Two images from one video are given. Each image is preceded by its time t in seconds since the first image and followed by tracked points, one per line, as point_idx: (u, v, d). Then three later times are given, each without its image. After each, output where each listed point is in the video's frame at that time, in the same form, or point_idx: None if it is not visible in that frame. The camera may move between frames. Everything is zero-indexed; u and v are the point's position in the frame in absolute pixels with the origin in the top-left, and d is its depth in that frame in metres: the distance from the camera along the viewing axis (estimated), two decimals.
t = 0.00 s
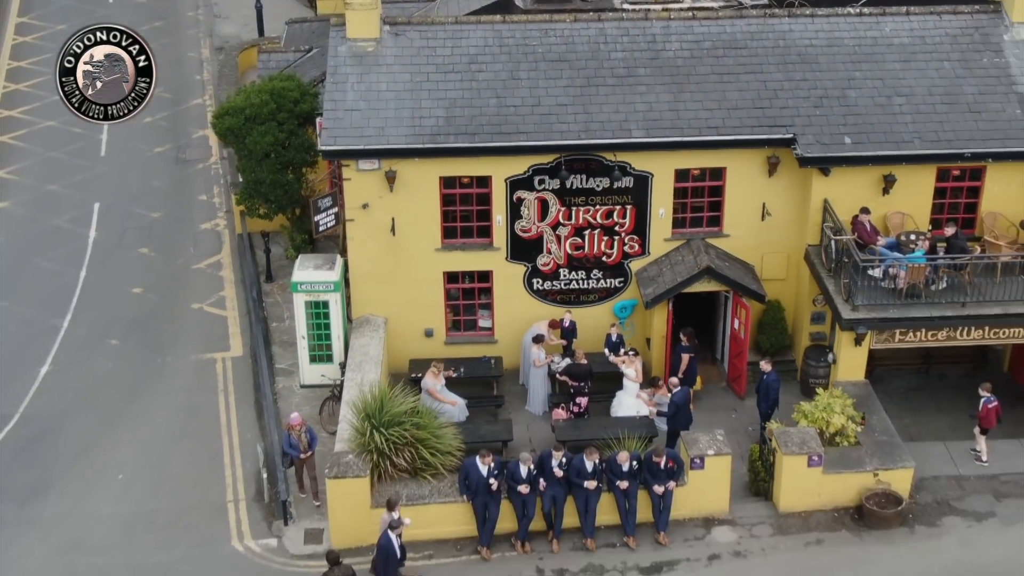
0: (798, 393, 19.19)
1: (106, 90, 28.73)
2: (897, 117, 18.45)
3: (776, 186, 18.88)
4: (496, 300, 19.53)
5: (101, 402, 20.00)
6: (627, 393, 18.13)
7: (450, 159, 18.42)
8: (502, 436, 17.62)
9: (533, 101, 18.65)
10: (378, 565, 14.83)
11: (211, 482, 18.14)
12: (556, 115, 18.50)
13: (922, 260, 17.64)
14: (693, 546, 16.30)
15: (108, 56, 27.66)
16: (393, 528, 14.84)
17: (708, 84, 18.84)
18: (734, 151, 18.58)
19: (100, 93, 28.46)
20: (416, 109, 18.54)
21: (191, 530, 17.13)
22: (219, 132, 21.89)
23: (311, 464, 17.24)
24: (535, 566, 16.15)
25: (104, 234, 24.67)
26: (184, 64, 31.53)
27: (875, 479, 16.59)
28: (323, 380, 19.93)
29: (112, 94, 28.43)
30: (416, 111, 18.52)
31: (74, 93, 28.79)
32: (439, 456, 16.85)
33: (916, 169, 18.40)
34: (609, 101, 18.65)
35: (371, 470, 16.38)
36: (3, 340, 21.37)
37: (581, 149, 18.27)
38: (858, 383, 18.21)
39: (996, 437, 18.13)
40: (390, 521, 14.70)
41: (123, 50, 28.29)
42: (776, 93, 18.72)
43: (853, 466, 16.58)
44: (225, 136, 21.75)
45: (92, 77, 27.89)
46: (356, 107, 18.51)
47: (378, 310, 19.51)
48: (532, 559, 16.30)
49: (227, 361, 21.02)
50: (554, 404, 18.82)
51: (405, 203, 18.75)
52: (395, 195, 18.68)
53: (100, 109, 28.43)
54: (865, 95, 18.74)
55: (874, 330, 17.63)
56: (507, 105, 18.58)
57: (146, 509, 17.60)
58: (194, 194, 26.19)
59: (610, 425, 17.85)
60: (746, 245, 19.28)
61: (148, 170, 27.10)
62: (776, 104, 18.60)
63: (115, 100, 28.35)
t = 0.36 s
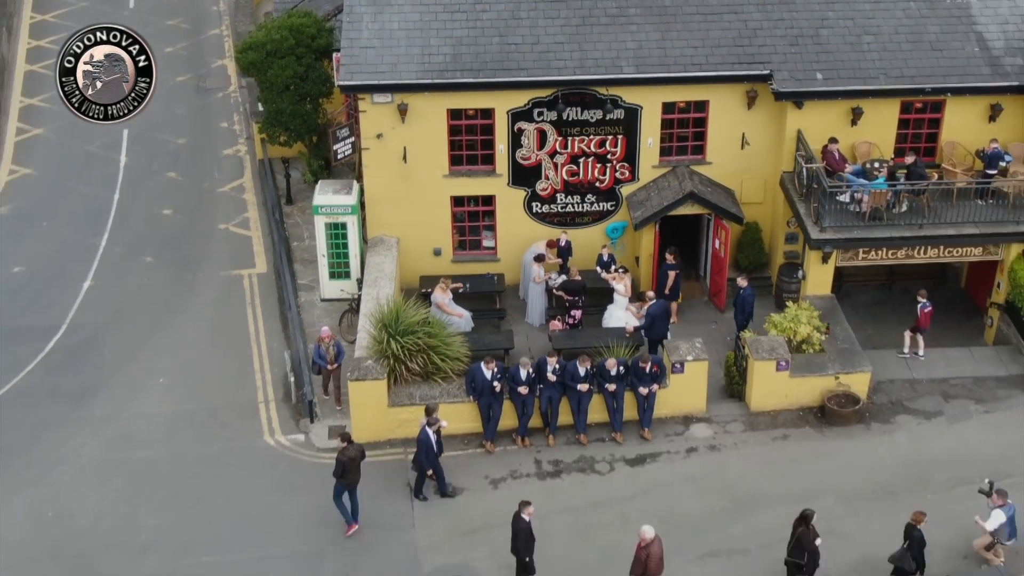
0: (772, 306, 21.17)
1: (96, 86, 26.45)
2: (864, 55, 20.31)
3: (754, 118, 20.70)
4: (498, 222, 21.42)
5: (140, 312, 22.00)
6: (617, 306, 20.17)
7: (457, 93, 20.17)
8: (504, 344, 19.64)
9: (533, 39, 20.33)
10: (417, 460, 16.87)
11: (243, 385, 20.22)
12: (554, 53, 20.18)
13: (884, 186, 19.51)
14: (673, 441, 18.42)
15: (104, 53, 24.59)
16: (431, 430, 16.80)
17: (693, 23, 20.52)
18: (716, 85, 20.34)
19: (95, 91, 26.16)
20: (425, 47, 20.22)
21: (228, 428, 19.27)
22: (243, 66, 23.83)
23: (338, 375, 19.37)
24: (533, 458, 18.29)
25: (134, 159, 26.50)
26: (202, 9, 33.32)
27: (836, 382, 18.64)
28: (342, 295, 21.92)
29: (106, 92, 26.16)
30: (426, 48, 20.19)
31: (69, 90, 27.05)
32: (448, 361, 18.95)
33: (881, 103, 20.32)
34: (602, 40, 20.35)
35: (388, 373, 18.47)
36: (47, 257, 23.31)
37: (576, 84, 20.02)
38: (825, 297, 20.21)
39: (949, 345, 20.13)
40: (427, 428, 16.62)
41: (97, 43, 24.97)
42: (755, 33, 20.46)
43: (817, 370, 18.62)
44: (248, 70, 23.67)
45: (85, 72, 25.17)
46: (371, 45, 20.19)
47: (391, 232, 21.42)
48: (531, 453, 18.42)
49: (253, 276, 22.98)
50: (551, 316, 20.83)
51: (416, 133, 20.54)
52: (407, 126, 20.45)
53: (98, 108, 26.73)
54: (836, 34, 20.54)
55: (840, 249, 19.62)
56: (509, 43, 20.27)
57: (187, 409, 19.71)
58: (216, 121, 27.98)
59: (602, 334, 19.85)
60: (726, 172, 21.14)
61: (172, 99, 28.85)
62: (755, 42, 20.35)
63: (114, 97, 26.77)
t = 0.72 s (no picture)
0: (748, 265, 23.28)
1: (106, 91, 29.08)
2: (833, 36, 22.33)
3: (733, 94, 22.74)
4: (500, 189, 23.49)
5: (173, 271, 24.12)
6: (608, 266, 22.29)
7: (462, 70, 22.16)
8: (504, 299, 21.76)
9: (531, 21, 22.26)
10: (451, 401, 19.10)
11: (269, 336, 22.37)
12: (551, 34, 22.17)
13: (848, 156, 21.64)
14: (655, 386, 20.57)
15: (108, 56, 28.70)
16: (463, 374, 18.97)
17: (678, 6, 22.45)
18: (698, 64, 22.37)
19: (100, 92, 29.07)
20: (433, 28, 22.15)
21: (256, 374, 21.44)
22: (265, 44, 25.83)
23: (356, 332, 21.46)
24: (530, 401, 20.46)
25: (161, 131, 28.56)
26: None
27: (802, 333, 20.78)
28: (358, 256, 24.06)
29: (111, 94, 29.06)
30: (433, 30, 22.13)
31: (75, 92, 29.33)
32: (455, 314, 21.08)
33: (847, 80, 22.43)
34: (595, 21, 22.30)
35: (401, 325, 20.63)
36: (85, 221, 25.41)
37: (570, 62, 22.01)
38: (794, 257, 22.34)
39: (908, 301, 22.22)
40: (459, 372, 18.78)
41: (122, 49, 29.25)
42: (734, 15, 22.41)
43: (785, 322, 20.74)
44: (270, 48, 25.71)
45: (92, 75, 28.87)
46: (383, 26, 22.13)
47: (402, 197, 23.49)
48: (528, 396, 20.59)
49: (275, 239, 25.06)
50: (547, 275, 22.96)
51: (424, 108, 22.57)
52: (416, 101, 22.47)
53: (99, 108, 28.77)
54: (808, 17, 22.50)
55: (806, 213, 21.83)
56: (509, 24, 22.20)
57: (218, 357, 21.87)
58: (236, 95, 30.02)
59: (593, 290, 21.95)
60: (707, 142, 23.22)
61: (194, 75, 30.88)
62: (733, 24, 22.32)
63: (115, 100, 28.87)
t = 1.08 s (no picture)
0: (727, 253, 25.47)
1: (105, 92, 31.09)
2: (805, 43, 24.50)
3: (713, 96, 24.93)
4: (501, 183, 25.69)
5: (200, 258, 26.30)
6: (599, 253, 24.47)
7: (466, 75, 24.33)
8: (505, 283, 23.93)
9: (529, 30, 24.42)
10: (473, 373, 21.17)
11: (290, 317, 24.55)
12: (548, 41, 24.34)
13: (817, 154, 23.78)
14: (641, 360, 22.77)
15: (108, 56, 31.19)
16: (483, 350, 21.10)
17: (663, 16, 24.61)
18: (681, 69, 24.54)
19: (100, 92, 31.15)
20: (440, 36, 24.30)
21: (279, 350, 23.63)
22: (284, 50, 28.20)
23: (364, 318, 23.63)
24: (528, 374, 22.64)
25: (186, 130, 30.77)
26: None
27: (774, 312, 22.98)
28: (370, 244, 26.23)
29: (111, 94, 31.21)
30: (440, 38, 24.28)
31: (74, 92, 31.16)
32: (460, 295, 23.28)
33: (818, 84, 24.62)
34: (587, 30, 24.47)
35: (411, 305, 22.81)
36: (118, 212, 27.62)
37: (565, 67, 24.20)
38: (769, 245, 24.53)
39: (872, 284, 24.41)
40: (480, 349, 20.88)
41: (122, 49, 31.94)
42: (714, 25, 24.56)
43: (758, 302, 22.93)
44: (288, 53, 28.06)
45: (92, 76, 31.06)
46: (394, 35, 24.29)
47: (411, 190, 25.67)
48: (526, 369, 22.77)
49: (294, 229, 27.22)
50: (543, 262, 25.12)
51: (432, 108, 24.73)
52: (424, 102, 24.63)
53: (100, 108, 31.00)
54: (782, 26, 24.65)
55: (779, 205, 23.98)
56: (510, 33, 24.37)
57: (244, 335, 24.05)
58: (255, 96, 32.20)
59: (585, 275, 24.13)
60: (690, 140, 25.39)
61: (215, 77, 33.09)
62: (714, 33, 24.48)
63: (115, 100, 31.13)
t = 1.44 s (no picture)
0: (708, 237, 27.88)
1: (105, 92, 33.26)
2: (778, 45, 26.89)
3: (695, 94, 27.32)
4: (501, 174, 28.08)
5: (226, 241, 28.70)
6: (591, 237, 26.84)
7: (470, 74, 26.71)
8: (505, 263, 26.34)
9: (527, 33, 26.82)
10: (492, 346, 23.64)
11: (310, 295, 26.96)
12: (545, 43, 26.75)
13: (789, 146, 26.10)
14: (628, 333, 25.17)
15: (108, 57, 33.30)
16: (501, 325, 23.53)
17: (649, 21, 27.01)
18: (666, 69, 26.90)
19: (99, 93, 33.22)
20: (446, 39, 26.67)
21: (300, 323, 26.04)
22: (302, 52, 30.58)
23: (376, 296, 25.91)
24: (525, 345, 25.04)
25: (209, 125, 33.19)
26: (255, 2, 39.95)
27: (748, 289, 25.39)
28: (382, 230, 28.65)
29: (110, 94, 33.33)
30: (446, 40, 26.65)
31: (74, 92, 33.05)
32: (464, 274, 25.67)
33: (790, 83, 27.01)
34: (580, 34, 26.87)
35: (420, 282, 25.22)
36: (149, 200, 30.04)
37: (560, 68, 26.60)
38: (745, 230, 26.94)
39: (839, 265, 26.81)
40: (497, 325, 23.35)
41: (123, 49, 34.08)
42: (696, 29, 26.95)
43: (734, 281, 25.35)
44: (305, 55, 30.46)
45: (92, 75, 33.33)
46: (404, 38, 26.66)
47: (420, 180, 28.07)
48: (524, 341, 25.17)
49: (311, 216, 29.61)
50: (540, 245, 27.49)
51: (439, 105, 27.13)
52: (432, 100, 27.02)
53: (100, 108, 33.06)
54: (758, 30, 27.03)
55: (753, 192, 26.38)
56: (509, 36, 26.76)
57: (268, 310, 26.44)
58: (273, 94, 34.61)
59: (579, 256, 26.54)
60: (674, 134, 27.77)
61: (234, 76, 35.51)
62: (695, 36, 26.87)
63: (115, 100, 33.39)
